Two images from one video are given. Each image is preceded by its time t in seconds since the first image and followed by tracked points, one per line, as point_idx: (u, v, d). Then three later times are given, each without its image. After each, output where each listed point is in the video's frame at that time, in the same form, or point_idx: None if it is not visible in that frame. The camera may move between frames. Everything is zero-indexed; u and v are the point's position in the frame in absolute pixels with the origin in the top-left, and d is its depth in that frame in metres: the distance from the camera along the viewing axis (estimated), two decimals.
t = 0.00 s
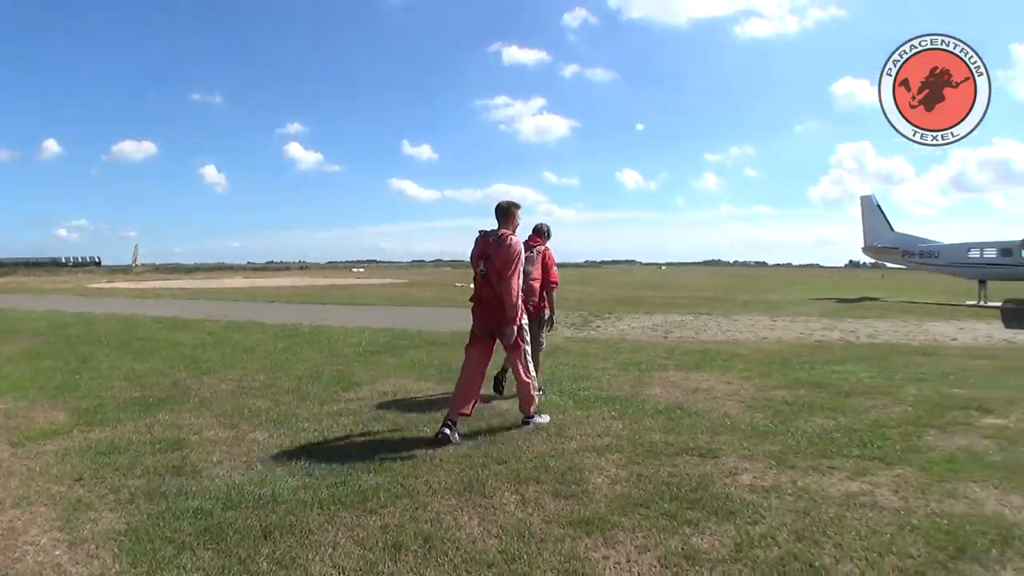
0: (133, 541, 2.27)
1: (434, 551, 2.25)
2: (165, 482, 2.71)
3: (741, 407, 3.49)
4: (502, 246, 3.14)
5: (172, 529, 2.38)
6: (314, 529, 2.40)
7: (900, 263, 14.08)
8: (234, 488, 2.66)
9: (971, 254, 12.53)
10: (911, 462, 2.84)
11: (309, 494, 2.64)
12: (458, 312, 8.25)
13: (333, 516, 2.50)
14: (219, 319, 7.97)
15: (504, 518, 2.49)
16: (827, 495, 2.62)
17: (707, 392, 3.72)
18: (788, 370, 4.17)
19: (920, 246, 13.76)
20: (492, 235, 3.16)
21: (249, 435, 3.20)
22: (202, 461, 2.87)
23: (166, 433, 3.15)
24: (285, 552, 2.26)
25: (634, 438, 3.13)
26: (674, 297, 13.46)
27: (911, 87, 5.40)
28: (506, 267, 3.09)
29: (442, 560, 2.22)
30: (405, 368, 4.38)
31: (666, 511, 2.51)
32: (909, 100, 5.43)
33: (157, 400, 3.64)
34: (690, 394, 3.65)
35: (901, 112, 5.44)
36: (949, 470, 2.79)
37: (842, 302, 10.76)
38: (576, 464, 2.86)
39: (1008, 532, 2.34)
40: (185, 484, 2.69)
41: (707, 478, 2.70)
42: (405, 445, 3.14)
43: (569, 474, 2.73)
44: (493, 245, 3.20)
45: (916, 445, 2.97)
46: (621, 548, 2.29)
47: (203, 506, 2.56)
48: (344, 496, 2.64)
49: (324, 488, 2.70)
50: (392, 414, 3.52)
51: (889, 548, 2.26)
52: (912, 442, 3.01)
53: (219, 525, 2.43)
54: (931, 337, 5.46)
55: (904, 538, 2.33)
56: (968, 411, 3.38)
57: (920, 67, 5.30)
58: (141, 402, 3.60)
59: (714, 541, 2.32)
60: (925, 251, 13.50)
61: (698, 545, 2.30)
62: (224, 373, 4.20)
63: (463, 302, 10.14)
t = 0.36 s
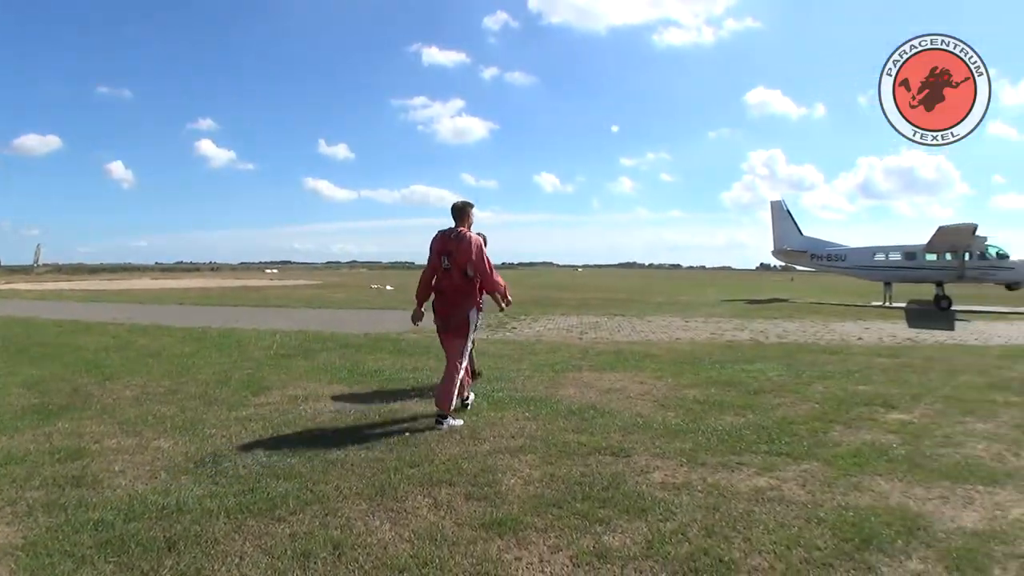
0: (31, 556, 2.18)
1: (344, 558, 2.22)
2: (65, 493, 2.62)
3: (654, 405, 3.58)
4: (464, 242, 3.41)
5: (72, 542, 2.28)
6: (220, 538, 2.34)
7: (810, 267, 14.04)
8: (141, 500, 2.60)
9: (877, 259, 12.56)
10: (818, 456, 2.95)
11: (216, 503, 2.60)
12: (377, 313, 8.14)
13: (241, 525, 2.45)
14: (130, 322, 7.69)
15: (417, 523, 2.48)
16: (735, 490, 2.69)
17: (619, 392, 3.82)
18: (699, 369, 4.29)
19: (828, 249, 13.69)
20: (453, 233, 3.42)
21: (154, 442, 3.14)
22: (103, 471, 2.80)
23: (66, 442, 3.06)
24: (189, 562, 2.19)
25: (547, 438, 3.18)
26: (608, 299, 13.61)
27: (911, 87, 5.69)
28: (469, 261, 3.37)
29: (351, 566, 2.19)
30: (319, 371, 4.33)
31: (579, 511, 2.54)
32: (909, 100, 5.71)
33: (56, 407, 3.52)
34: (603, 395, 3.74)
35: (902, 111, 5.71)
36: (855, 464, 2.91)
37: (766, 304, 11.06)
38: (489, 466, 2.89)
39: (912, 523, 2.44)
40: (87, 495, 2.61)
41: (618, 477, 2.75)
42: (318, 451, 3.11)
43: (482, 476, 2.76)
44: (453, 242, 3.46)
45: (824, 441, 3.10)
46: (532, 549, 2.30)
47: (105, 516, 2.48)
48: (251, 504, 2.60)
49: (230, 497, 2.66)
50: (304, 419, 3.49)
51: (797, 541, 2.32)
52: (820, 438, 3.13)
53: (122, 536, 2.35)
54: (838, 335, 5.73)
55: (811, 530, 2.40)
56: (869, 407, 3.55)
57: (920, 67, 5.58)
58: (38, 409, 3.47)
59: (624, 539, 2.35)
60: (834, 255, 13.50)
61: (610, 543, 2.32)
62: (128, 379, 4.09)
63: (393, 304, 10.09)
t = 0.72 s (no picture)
0: None
1: (279, 565, 2.17)
2: None
3: (593, 406, 3.61)
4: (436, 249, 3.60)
5: None
6: (152, 547, 2.27)
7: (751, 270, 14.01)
8: (70, 508, 2.52)
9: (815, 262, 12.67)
10: (756, 455, 2.99)
11: (147, 510, 2.53)
12: (321, 314, 8.01)
13: (173, 532, 2.38)
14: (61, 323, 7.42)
15: (353, 528, 2.45)
16: (673, 489, 2.72)
17: (559, 393, 3.85)
18: (639, 370, 4.33)
19: (768, 252, 13.69)
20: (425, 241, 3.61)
21: (83, 448, 3.05)
22: (29, 479, 2.70)
23: None
24: (118, 572, 2.12)
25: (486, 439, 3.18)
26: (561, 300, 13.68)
27: (911, 88, 5.71)
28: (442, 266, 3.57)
29: (286, 572, 2.14)
30: (257, 374, 4.27)
31: (517, 514, 2.53)
32: (909, 100, 5.72)
33: None
34: (542, 397, 3.77)
35: (902, 111, 5.72)
36: (792, 462, 2.96)
37: (711, 305, 11.70)
38: (428, 469, 2.88)
39: (848, 520, 2.48)
40: (11, 504, 2.52)
41: (557, 479, 2.76)
42: (254, 455, 3.07)
43: (419, 480, 2.75)
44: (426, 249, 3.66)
45: (761, 440, 3.15)
46: (471, 552, 2.28)
47: (32, 525, 2.38)
48: (184, 511, 2.54)
49: (162, 503, 2.60)
50: (238, 423, 3.43)
51: (735, 539, 2.34)
52: (757, 437, 3.18)
53: (49, 546, 2.26)
54: (778, 336, 5.87)
55: (749, 528, 2.43)
56: (806, 406, 3.63)
57: (920, 67, 5.60)
58: None
59: (563, 540, 2.35)
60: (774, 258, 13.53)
61: (548, 545, 2.31)
62: (57, 382, 3.95)
63: (342, 305, 9.97)
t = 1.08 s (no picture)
0: None
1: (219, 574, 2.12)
2: None
3: (540, 408, 3.63)
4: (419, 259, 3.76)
5: None
6: (89, 556, 2.20)
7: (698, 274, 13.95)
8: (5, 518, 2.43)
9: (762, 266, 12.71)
10: (702, 457, 3.03)
11: (85, 519, 2.45)
12: (270, 316, 7.88)
13: (111, 541, 2.32)
14: None
15: (295, 535, 2.41)
16: (617, 490, 2.74)
17: (506, 396, 3.87)
18: (586, 373, 4.35)
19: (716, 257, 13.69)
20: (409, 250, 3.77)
21: (19, 455, 2.96)
22: None
23: None
24: None
25: (431, 443, 3.18)
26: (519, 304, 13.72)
27: (911, 87, 5.20)
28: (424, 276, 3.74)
29: None
30: (202, 378, 4.19)
31: (462, 518, 2.52)
32: (909, 100, 5.20)
33: None
34: (490, 400, 3.78)
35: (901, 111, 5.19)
36: (738, 464, 3.00)
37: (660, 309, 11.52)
38: (372, 473, 2.87)
39: (793, 520, 2.52)
40: None
41: (502, 483, 2.76)
42: (195, 461, 3.01)
43: (363, 485, 2.73)
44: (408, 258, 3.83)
45: (708, 442, 3.19)
46: (414, 558, 2.26)
47: None
48: (123, 519, 2.47)
49: (100, 511, 2.52)
50: (179, 429, 3.37)
51: (680, 540, 2.36)
52: (704, 439, 3.22)
53: None
54: (727, 339, 5.96)
55: (694, 530, 2.45)
56: (752, 408, 3.68)
57: (920, 68, 5.11)
58: None
59: (508, 544, 2.35)
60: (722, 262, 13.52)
61: (493, 549, 2.30)
62: None
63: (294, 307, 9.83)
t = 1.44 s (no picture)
0: None
1: None
2: None
3: (492, 410, 3.64)
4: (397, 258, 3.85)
5: None
6: (30, 565, 2.12)
7: (652, 276, 13.95)
8: None
9: (715, 270, 12.81)
10: (653, 458, 3.06)
11: (25, 526, 2.36)
12: (221, 318, 7.73)
13: (53, 549, 2.23)
14: None
15: (242, 540, 2.36)
16: (568, 492, 2.75)
17: (459, 398, 3.86)
18: (539, 375, 4.37)
19: (671, 260, 13.72)
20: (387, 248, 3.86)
21: None
22: None
23: None
24: None
25: (382, 446, 3.16)
26: (480, 306, 13.69)
27: (911, 87, 4.93)
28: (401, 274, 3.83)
29: None
30: (149, 381, 4.08)
31: (413, 520, 2.50)
32: (909, 100, 4.94)
33: None
34: (442, 402, 3.77)
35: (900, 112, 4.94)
36: (689, 464, 3.03)
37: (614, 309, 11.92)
38: (322, 477, 2.83)
39: (743, 520, 2.56)
40: None
41: (453, 485, 2.75)
42: (141, 466, 2.93)
43: (313, 489, 2.69)
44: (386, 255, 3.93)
45: (659, 442, 3.23)
46: (363, 562, 2.23)
47: None
48: (66, 526, 2.39)
49: (41, 518, 2.43)
50: (124, 433, 3.28)
51: (631, 541, 2.38)
52: (655, 439, 3.26)
53: None
54: (680, 341, 6.04)
55: (645, 530, 2.46)
56: (703, 409, 3.73)
57: (920, 67, 4.87)
58: None
59: (459, 546, 2.33)
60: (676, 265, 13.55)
61: (444, 552, 2.29)
62: None
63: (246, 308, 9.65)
